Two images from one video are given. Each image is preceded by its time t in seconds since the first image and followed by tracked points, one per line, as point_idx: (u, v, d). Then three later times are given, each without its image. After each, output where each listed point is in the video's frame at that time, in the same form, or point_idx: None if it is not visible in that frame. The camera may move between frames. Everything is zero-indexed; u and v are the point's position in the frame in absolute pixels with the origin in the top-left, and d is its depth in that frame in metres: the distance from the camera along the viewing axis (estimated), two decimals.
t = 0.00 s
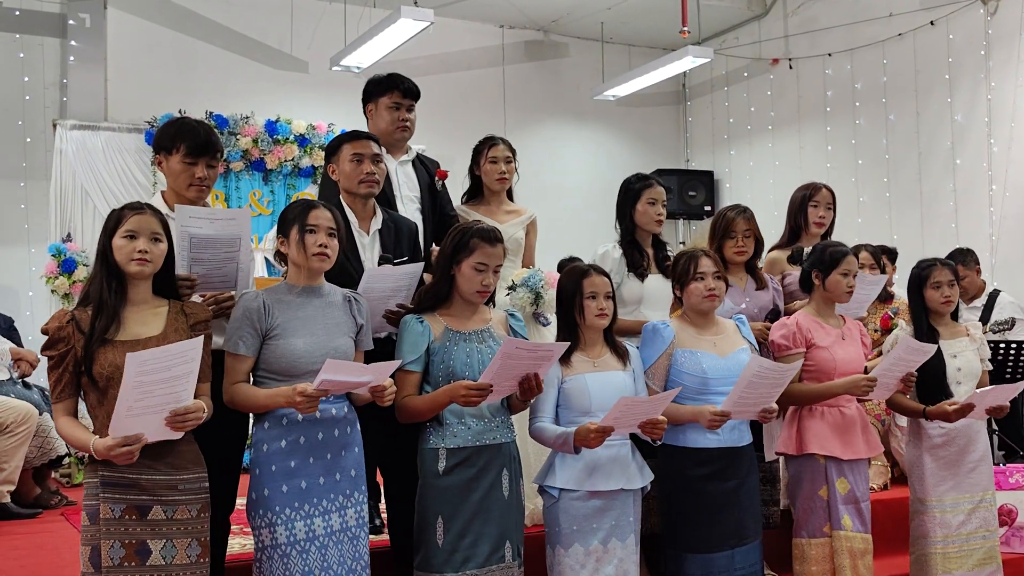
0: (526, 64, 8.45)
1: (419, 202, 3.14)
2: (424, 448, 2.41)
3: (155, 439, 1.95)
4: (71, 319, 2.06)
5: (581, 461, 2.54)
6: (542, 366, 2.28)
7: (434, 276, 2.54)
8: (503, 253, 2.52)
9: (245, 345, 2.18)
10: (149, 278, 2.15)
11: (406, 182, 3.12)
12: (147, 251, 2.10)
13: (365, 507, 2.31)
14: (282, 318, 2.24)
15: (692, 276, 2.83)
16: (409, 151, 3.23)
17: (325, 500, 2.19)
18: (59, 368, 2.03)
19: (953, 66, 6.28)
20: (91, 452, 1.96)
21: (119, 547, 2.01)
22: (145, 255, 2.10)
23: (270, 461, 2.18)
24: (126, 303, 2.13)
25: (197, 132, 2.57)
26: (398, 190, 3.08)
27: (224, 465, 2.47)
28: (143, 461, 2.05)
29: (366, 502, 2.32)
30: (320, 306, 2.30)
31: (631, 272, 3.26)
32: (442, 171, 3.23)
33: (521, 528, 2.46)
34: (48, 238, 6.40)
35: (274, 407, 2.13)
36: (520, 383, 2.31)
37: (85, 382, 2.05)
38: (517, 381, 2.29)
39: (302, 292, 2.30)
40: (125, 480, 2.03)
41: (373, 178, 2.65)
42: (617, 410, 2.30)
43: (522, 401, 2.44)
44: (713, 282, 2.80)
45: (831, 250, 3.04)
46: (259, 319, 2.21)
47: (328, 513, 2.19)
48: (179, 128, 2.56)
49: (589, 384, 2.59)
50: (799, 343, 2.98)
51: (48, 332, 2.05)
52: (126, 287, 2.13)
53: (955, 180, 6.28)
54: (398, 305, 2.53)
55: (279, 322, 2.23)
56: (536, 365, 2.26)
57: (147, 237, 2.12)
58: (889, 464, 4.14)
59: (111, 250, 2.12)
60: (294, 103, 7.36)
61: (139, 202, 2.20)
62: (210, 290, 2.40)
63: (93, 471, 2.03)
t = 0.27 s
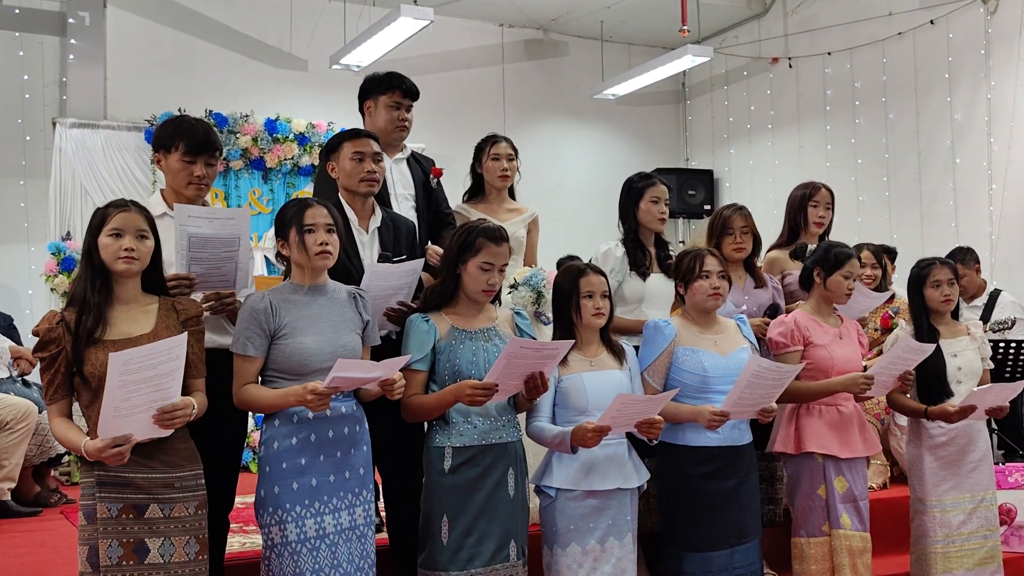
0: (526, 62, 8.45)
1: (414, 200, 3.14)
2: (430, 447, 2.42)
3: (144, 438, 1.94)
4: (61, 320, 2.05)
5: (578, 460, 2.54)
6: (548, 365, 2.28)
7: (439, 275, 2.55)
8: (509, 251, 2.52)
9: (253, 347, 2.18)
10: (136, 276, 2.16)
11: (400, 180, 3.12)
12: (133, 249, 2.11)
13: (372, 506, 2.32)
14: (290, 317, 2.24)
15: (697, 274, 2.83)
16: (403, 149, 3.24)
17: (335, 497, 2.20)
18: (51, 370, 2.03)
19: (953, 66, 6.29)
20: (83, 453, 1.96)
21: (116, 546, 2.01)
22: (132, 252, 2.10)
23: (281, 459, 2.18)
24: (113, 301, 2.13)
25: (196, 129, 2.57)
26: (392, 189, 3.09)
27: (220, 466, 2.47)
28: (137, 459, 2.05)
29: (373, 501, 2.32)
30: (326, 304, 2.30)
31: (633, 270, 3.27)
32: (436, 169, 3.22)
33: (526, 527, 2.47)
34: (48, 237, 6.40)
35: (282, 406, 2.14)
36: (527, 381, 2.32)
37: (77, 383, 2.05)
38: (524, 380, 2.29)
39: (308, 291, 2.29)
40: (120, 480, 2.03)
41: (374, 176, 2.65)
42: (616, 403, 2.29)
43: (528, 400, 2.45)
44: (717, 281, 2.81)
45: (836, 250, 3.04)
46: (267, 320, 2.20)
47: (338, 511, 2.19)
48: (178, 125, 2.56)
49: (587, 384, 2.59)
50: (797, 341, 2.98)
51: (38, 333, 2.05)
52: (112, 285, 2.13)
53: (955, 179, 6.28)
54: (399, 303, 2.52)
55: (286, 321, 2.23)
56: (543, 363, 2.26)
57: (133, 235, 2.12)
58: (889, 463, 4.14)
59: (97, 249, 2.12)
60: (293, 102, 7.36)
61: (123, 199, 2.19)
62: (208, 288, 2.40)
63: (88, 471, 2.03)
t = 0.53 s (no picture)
0: (526, 60, 8.44)
1: (408, 197, 3.14)
2: (431, 444, 2.42)
3: (147, 436, 1.95)
4: (62, 317, 2.06)
5: (575, 459, 2.54)
6: (549, 364, 2.28)
7: (439, 274, 2.55)
8: (509, 249, 2.52)
9: (256, 347, 2.19)
10: (139, 274, 2.16)
11: (395, 178, 3.13)
12: (136, 247, 2.11)
13: (377, 505, 2.32)
14: (292, 316, 2.24)
15: (702, 272, 2.83)
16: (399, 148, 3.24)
17: (337, 496, 2.20)
18: (51, 367, 2.03)
19: (953, 64, 6.28)
20: (85, 451, 1.96)
21: (116, 545, 2.02)
22: (135, 251, 2.11)
23: (284, 457, 2.19)
24: (115, 299, 2.14)
25: (195, 127, 2.57)
26: (387, 187, 3.10)
27: (220, 465, 2.47)
28: (136, 458, 2.05)
29: (378, 501, 2.32)
30: (329, 302, 2.30)
31: (633, 269, 3.27)
32: (431, 167, 3.22)
33: (527, 525, 2.47)
34: (48, 234, 6.41)
35: (284, 405, 2.14)
36: (528, 379, 2.32)
37: (78, 380, 2.06)
38: (525, 378, 2.30)
39: (311, 290, 2.30)
40: (119, 478, 2.04)
41: (374, 175, 2.66)
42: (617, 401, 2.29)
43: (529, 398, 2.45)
44: (723, 279, 2.82)
45: (830, 249, 3.05)
46: (269, 320, 2.21)
47: (339, 509, 2.20)
48: (177, 124, 2.57)
49: (585, 382, 2.59)
50: (791, 340, 2.99)
51: (39, 330, 2.05)
52: (114, 283, 2.13)
53: (955, 177, 6.28)
54: (399, 301, 2.55)
55: (289, 321, 2.24)
56: (544, 362, 2.26)
57: (135, 233, 2.13)
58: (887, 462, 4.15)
59: (99, 247, 2.12)
60: (293, 100, 7.36)
61: (125, 198, 2.20)
62: (207, 286, 2.41)
63: (88, 470, 2.04)
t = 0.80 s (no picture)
0: (526, 60, 8.44)
1: (406, 197, 3.14)
2: (425, 444, 2.42)
3: (159, 435, 1.94)
4: (73, 314, 2.05)
5: (572, 461, 2.54)
6: (539, 360, 2.29)
7: (432, 274, 2.55)
8: (501, 248, 2.52)
9: (253, 346, 2.21)
10: (150, 274, 2.16)
11: (393, 178, 3.14)
12: (150, 247, 2.11)
13: (373, 506, 2.31)
14: (289, 316, 2.25)
15: (708, 272, 2.83)
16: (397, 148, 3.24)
17: (330, 497, 2.20)
18: (59, 364, 2.02)
19: (953, 63, 6.28)
20: (93, 448, 1.95)
21: (120, 544, 2.02)
22: (148, 251, 2.11)
23: (278, 456, 2.19)
24: (127, 298, 2.14)
25: (195, 128, 2.57)
26: (385, 187, 3.10)
27: (221, 465, 2.47)
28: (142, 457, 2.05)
29: (374, 501, 2.31)
30: (328, 302, 2.30)
31: (632, 269, 3.26)
32: (428, 166, 3.22)
33: (523, 525, 2.47)
34: (48, 234, 6.40)
35: (275, 405, 2.15)
36: (518, 377, 2.32)
37: (86, 378, 2.05)
38: (515, 375, 2.30)
39: (311, 289, 2.30)
40: (124, 477, 2.04)
41: (373, 174, 2.65)
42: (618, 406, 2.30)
43: (521, 397, 2.45)
44: (729, 279, 2.82)
45: (821, 250, 3.06)
46: (266, 319, 2.23)
47: (333, 510, 2.20)
48: (176, 124, 2.57)
49: (584, 380, 2.59)
50: (782, 343, 3.00)
51: (49, 326, 2.04)
52: (127, 283, 2.13)
53: (955, 177, 6.28)
54: (398, 296, 2.55)
55: (286, 320, 2.24)
56: (532, 358, 2.26)
57: (149, 233, 2.13)
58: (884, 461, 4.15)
59: (112, 246, 2.12)
60: (293, 99, 7.36)
61: (138, 197, 2.20)
62: (207, 287, 2.40)
63: (93, 468, 2.03)
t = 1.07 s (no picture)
0: (526, 59, 8.44)
1: (408, 196, 3.15)
2: (417, 443, 2.43)
3: (172, 433, 1.94)
4: (86, 311, 2.05)
5: (574, 459, 2.55)
6: (526, 359, 2.28)
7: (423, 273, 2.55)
8: (491, 245, 2.52)
9: (247, 343, 2.21)
10: (163, 273, 2.16)
11: (395, 177, 3.15)
12: (164, 247, 2.12)
13: (366, 505, 2.30)
14: (283, 313, 2.25)
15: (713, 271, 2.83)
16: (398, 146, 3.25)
17: (322, 495, 2.20)
18: (71, 360, 2.02)
19: (953, 62, 6.28)
20: (105, 445, 1.95)
21: (127, 542, 2.01)
22: (163, 251, 2.11)
23: (270, 455, 2.20)
24: (140, 296, 2.14)
25: (196, 126, 2.57)
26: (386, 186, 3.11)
27: (222, 465, 2.47)
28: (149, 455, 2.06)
29: (368, 500, 2.31)
30: (322, 300, 2.30)
31: (630, 268, 3.26)
32: (429, 165, 3.23)
33: (515, 524, 2.47)
34: (48, 233, 6.40)
35: (267, 401, 2.14)
36: (506, 376, 2.31)
37: (96, 375, 2.05)
38: (504, 374, 2.30)
39: (306, 287, 2.30)
40: (132, 475, 2.04)
41: (375, 172, 2.65)
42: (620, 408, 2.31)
43: (512, 396, 2.44)
44: (734, 278, 2.82)
45: (811, 249, 3.06)
46: (259, 316, 2.23)
47: (324, 509, 2.19)
48: (177, 123, 2.57)
49: (586, 377, 2.60)
50: (777, 343, 3.01)
51: (61, 322, 2.04)
52: (141, 282, 2.13)
53: (955, 176, 6.28)
54: (395, 293, 2.56)
55: (280, 317, 2.24)
56: (521, 356, 2.26)
57: (163, 233, 2.13)
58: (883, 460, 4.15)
59: (127, 246, 2.12)
60: (293, 98, 7.36)
61: (152, 196, 2.20)
62: (209, 287, 2.40)
63: (100, 466, 2.03)
